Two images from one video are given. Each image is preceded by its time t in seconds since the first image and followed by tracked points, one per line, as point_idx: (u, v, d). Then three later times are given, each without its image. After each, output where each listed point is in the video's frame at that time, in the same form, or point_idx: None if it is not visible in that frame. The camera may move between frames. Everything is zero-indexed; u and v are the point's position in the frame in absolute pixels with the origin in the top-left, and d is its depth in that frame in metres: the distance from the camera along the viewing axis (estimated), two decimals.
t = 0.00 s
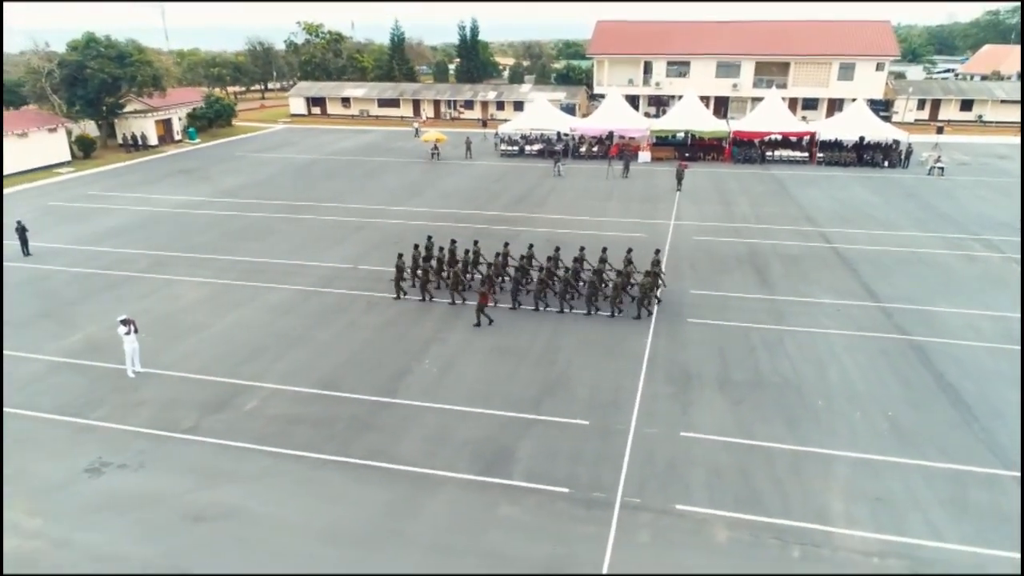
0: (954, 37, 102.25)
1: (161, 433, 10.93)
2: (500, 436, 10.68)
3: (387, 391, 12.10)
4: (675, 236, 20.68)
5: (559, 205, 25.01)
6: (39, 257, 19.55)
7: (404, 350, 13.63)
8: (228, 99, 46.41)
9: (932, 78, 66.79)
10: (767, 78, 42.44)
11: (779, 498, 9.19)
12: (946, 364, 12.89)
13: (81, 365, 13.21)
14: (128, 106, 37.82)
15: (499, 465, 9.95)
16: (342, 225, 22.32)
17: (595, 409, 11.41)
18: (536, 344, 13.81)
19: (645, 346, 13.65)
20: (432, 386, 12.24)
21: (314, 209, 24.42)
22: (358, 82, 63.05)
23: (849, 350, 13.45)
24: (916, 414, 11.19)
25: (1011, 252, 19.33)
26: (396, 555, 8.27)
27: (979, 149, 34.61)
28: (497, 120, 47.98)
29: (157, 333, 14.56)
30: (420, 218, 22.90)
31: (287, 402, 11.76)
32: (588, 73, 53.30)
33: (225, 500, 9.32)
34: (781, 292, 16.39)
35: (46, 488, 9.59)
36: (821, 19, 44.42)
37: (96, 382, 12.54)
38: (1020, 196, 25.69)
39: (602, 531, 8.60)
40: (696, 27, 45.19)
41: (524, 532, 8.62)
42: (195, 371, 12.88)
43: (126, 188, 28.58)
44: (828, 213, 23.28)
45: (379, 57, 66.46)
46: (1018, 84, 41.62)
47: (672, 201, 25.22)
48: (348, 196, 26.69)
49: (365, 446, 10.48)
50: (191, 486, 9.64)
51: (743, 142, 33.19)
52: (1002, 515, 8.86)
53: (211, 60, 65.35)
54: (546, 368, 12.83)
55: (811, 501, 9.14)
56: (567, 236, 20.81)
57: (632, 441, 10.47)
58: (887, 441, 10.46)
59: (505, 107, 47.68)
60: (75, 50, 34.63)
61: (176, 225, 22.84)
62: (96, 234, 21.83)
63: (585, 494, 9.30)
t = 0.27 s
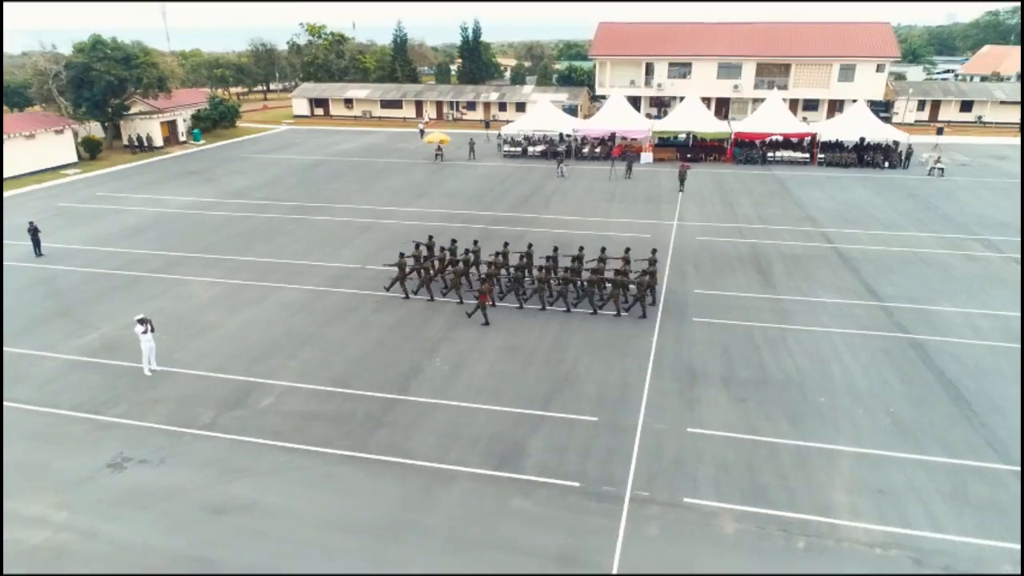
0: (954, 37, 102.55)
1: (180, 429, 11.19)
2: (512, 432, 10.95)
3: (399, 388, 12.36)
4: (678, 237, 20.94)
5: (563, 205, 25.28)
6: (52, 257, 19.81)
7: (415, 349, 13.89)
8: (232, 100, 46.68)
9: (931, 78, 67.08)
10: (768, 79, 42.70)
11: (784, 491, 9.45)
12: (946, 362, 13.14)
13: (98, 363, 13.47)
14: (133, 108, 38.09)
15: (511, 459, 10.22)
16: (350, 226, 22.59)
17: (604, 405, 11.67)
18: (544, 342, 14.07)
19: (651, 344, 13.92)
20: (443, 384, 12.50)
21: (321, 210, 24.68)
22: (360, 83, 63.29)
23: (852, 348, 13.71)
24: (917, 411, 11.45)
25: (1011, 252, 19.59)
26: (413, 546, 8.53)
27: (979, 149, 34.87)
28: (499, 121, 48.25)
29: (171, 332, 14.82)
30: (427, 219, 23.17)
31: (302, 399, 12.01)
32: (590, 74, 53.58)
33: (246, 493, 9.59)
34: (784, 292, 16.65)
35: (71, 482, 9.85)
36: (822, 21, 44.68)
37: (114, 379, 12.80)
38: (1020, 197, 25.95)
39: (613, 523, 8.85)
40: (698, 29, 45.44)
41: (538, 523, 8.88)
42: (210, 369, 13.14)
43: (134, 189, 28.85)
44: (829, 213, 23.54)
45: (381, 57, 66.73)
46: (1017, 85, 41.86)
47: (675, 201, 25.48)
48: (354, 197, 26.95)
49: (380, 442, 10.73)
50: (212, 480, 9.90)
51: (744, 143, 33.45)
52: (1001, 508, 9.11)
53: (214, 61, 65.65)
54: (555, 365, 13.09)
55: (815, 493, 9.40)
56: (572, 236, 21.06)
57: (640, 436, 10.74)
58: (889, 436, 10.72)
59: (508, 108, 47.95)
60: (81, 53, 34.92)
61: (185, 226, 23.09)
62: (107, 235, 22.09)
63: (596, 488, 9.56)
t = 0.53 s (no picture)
0: (954, 38, 102.72)
1: (196, 426, 11.42)
2: (521, 429, 11.17)
3: (409, 387, 12.59)
4: (681, 237, 21.16)
5: (567, 206, 25.51)
6: (62, 258, 20.05)
7: (423, 348, 14.12)
8: (236, 101, 46.90)
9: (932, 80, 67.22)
10: (769, 80, 42.92)
11: (788, 486, 9.67)
12: (947, 361, 13.35)
13: (112, 362, 13.70)
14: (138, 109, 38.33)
15: (521, 456, 10.44)
16: (356, 227, 22.83)
17: (610, 403, 11.89)
18: (550, 342, 14.30)
19: (656, 343, 14.14)
20: (452, 382, 12.72)
21: (327, 211, 24.91)
22: (362, 84, 63.48)
23: (854, 347, 13.92)
24: (919, 409, 11.66)
25: (1011, 252, 19.78)
26: (428, 540, 8.75)
27: (979, 150, 35.08)
28: (501, 122, 48.49)
29: (183, 331, 15.05)
30: (432, 220, 23.39)
31: (314, 397, 12.24)
32: (591, 75, 53.82)
33: (262, 489, 9.81)
34: (787, 292, 16.87)
35: (91, 478, 10.08)
36: (822, 22, 44.94)
37: (128, 378, 13.03)
38: (1019, 197, 26.15)
39: (621, 517, 9.07)
40: (699, 30, 45.68)
41: (548, 518, 9.10)
42: (223, 368, 13.37)
43: (141, 190, 29.10)
44: (831, 214, 23.75)
45: (383, 58, 66.99)
46: (1017, 86, 42.06)
47: (678, 202, 25.71)
48: (360, 198, 27.19)
49: (392, 439, 10.96)
50: (229, 475, 10.13)
51: (746, 145, 33.67)
52: (1001, 503, 9.32)
53: (217, 62, 65.94)
54: (562, 364, 13.32)
55: (819, 489, 9.62)
56: (576, 237, 21.29)
57: (647, 433, 10.96)
58: (890, 434, 10.94)
59: (510, 109, 48.18)
60: (87, 54, 35.19)
61: (193, 226, 23.33)
62: (116, 236, 22.33)
63: (604, 483, 9.78)
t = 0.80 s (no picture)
0: (954, 39, 102.94)
1: (211, 425, 11.63)
2: (530, 427, 11.38)
3: (419, 386, 12.80)
4: (685, 238, 21.37)
5: (571, 207, 25.72)
6: (72, 259, 20.26)
7: (432, 348, 14.32)
8: (239, 102, 47.11)
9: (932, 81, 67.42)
10: (770, 81, 43.09)
11: (793, 483, 9.88)
12: (948, 360, 13.56)
13: (126, 361, 13.91)
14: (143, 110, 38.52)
15: (531, 454, 10.65)
16: (362, 228, 23.03)
17: (618, 402, 12.10)
18: (557, 341, 14.51)
19: (661, 343, 14.35)
20: (462, 381, 12.94)
21: (333, 212, 25.12)
22: (364, 85, 63.70)
23: (856, 347, 14.13)
24: (921, 407, 11.86)
25: (1011, 253, 19.98)
26: (442, 535, 8.97)
27: (980, 151, 35.28)
28: (504, 123, 48.71)
29: (195, 331, 15.26)
30: (438, 221, 23.60)
31: (325, 396, 12.45)
32: (593, 76, 54.03)
33: (278, 486, 10.02)
34: (790, 292, 17.08)
35: (110, 475, 10.30)
36: (823, 24, 45.16)
37: (143, 377, 13.23)
38: (1020, 199, 26.35)
39: (630, 513, 9.29)
40: (700, 32, 45.90)
41: (558, 514, 9.31)
42: (235, 368, 13.58)
43: (147, 191, 29.31)
44: (832, 215, 23.95)
45: (385, 59, 67.19)
46: (1017, 87, 42.24)
47: (681, 203, 25.90)
48: (365, 199, 27.40)
49: (404, 437, 11.17)
50: (245, 473, 10.34)
51: (747, 146, 33.88)
52: (1002, 499, 9.53)
53: (220, 63, 66.11)
54: (568, 363, 13.52)
55: (823, 486, 9.83)
56: (579, 238, 21.50)
57: (654, 431, 11.17)
58: (893, 432, 11.15)
59: (512, 110, 48.40)
60: (92, 56, 35.39)
61: (200, 227, 23.54)
62: (124, 237, 22.53)
63: (613, 480, 9.99)
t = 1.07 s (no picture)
0: (954, 40, 103.25)
1: (228, 423, 11.89)
2: (540, 425, 11.64)
3: (431, 385, 13.06)
4: (688, 240, 21.62)
5: (575, 209, 25.98)
6: (84, 260, 20.50)
7: (442, 347, 14.58)
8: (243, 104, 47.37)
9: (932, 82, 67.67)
10: (771, 83, 43.26)
11: (798, 479, 10.14)
12: (948, 360, 13.83)
13: (141, 361, 14.17)
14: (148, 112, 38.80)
15: (542, 451, 10.91)
16: (369, 229, 23.29)
17: (625, 401, 12.35)
18: (565, 341, 14.76)
19: (667, 343, 14.61)
20: (472, 380, 13.19)
21: (340, 214, 25.37)
22: (367, 86, 63.93)
23: (858, 347, 14.39)
24: (922, 406, 12.12)
25: (1011, 254, 20.23)
26: (457, 529, 9.23)
27: (979, 153, 35.54)
28: (506, 124, 48.94)
29: (208, 331, 15.52)
30: (443, 222, 23.85)
31: (339, 395, 12.71)
32: (595, 77, 54.28)
33: (296, 483, 10.28)
34: (792, 293, 17.33)
35: (132, 472, 10.57)
36: (824, 26, 45.47)
37: (159, 377, 13.49)
38: (1019, 200, 26.61)
39: (639, 508, 9.54)
40: (701, 34, 46.19)
41: (570, 509, 9.57)
42: (249, 367, 13.84)
43: (154, 193, 29.56)
44: (834, 216, 24.21)
45: (387, 60, 67.46)
46: (1017, 89, 42.48)
47: (684, 205, 26.15)
48: (371, 200, 27.66)
49: (417, 435, 11.42)
50: (263, 470, 10.60)
51: (749, 148, 34.13)
52: (1001, 495, 9.79)
53: (223, 64, 66.42)
54: (576, 363, 13.78)
55: (827, 481, 10.08)
56: (584, 239, 21.74)
57: (662, 429, 11.43)
58: (895, 430, 11.40)
59: (514, 112, 48.65)
60: (99, 59, 35.68)
61: (209, 229, 23.78)
62: (134, 238, 22.78)
63: (622, 477, 10.25)
